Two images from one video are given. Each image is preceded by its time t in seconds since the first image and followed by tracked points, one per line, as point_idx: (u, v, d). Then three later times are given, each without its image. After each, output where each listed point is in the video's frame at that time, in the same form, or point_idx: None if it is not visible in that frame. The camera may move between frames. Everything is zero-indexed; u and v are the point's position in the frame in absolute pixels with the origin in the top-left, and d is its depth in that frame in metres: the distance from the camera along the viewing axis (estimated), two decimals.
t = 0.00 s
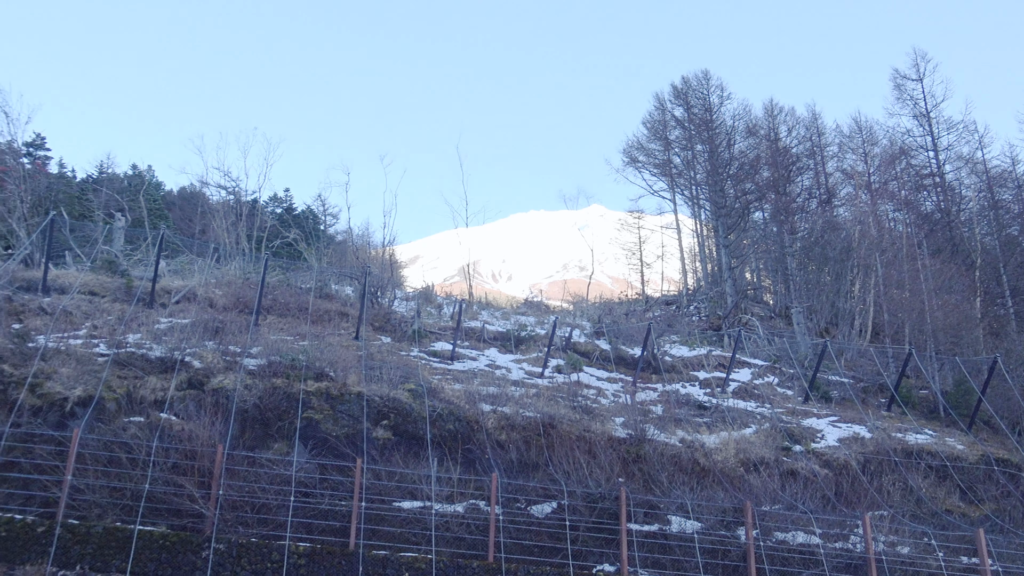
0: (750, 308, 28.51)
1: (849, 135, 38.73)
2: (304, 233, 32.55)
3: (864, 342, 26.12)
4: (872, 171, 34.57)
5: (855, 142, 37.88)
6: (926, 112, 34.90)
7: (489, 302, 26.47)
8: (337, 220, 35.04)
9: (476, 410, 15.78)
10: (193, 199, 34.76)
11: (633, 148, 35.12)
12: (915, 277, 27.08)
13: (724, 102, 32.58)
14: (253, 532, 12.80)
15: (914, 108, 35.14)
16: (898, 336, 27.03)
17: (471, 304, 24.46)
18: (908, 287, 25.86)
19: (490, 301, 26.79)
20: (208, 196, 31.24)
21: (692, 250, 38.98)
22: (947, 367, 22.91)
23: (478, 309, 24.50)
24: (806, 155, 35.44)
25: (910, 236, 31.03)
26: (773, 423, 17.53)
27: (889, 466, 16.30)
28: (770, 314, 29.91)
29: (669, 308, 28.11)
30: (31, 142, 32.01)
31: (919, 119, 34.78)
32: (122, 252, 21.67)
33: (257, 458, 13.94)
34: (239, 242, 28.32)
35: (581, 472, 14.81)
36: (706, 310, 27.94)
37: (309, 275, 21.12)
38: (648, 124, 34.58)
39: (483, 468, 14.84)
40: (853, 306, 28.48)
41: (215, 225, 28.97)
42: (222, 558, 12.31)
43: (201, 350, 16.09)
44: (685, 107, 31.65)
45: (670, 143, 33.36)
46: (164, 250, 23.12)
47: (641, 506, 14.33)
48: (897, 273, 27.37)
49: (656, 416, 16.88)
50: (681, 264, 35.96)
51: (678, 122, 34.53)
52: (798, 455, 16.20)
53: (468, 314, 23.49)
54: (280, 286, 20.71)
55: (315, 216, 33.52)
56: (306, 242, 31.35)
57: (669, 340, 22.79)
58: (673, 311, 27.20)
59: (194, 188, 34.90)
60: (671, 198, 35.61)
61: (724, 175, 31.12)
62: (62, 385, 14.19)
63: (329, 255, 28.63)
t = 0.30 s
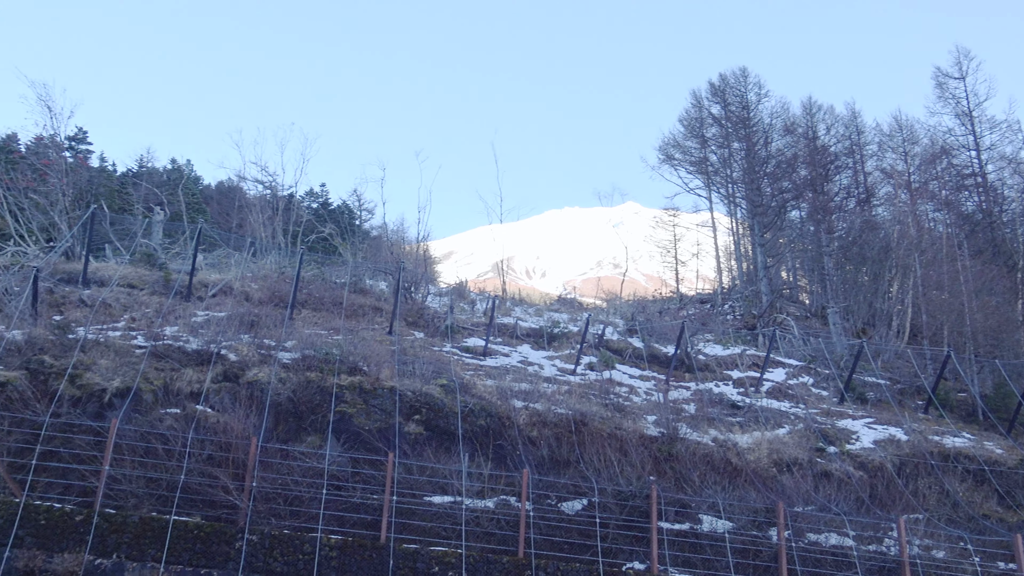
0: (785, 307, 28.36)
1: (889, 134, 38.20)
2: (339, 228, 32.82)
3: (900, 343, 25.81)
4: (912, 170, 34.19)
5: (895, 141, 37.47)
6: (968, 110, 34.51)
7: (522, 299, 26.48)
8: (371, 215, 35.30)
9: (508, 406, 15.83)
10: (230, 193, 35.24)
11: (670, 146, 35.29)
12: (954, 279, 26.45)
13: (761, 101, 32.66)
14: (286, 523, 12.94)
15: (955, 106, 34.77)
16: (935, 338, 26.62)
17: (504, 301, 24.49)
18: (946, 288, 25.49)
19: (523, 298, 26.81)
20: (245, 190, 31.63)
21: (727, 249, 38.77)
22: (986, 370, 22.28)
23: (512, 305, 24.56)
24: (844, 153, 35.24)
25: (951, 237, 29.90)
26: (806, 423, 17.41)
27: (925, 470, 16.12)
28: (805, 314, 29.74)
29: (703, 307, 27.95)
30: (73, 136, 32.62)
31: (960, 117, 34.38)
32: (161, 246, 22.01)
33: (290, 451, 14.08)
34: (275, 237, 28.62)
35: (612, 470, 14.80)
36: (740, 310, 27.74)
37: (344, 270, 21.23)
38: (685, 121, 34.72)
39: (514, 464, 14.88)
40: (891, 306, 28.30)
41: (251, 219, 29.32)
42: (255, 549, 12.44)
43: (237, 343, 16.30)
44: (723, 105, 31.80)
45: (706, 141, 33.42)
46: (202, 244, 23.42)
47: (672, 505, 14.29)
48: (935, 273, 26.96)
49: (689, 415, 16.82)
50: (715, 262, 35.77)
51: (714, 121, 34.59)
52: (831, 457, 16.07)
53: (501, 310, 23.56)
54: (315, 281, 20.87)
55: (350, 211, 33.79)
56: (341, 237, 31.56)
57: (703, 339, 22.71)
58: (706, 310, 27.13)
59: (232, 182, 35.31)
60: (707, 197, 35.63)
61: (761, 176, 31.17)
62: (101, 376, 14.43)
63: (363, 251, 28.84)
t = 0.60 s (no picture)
0: (811, 304, 28.30)
1: (919, 131, 38.05)
2: (365, 220, 32.99)
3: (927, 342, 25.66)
4: (942, 167, 34.19)
5: (925, 138, 37.29)
6: (999, 107, 34.34)
7: (546, 293, 26.51)
8: (397, 208, 35.48)
9: (531, 399, 15.89)
10: (258, 185, 35.59)
11: (697, 141, 35.50)
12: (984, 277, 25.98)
13: (789, 96, 32.44)
14: (310, 513, 13.05)
15: (987, 103, 34.55)
16: (963, 337, 26.40)
17: (529, 295, 24.54)
18: (974, 286, 25.30)
19: (547, 293, 26.83)
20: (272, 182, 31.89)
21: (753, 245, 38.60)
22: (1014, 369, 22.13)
23: (536, 299, 24.63)
24: (873, 149, 34.86)
25: (981, 233, 30.18)
26: (830, 421, 17.36)
27: (950, 469, 16.03)
28: (833, 312, 29.69)
29: (727, 303, 27.80)
30: (104, 128, 33.05)
31: (991, 115, 34.21)
32: (188, 237, 22.23)
33: (314, 441, 14.18)
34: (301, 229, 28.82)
35: (634, 464, 14.81)
36: (766, 307, 27.58)
37: (369, 262, 21.39)
38: (712, 117, 34.98)
39: (536, 458, 14.93)
40: (918, 304, 28.03)
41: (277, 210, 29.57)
42: (278, 538, 12.56)
43: (263, 333, 16.46)
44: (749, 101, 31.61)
45: (733, 137, 33.62)
46: (228, 235, 23.64)
47: (694, 501, 14.28)
48: (964, 271, 26.72)
49: (712, 411, 16.80)
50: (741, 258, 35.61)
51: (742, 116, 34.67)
52: (856, 454, 16.01)
53: (525, 304, 23.62)
54: (341, 273, 21.00)
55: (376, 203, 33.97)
56: (367, 230, 31.70)
57: (727, 335, 22.67)
58: (731, 306, 27.10)
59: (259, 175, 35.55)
60: (734, 192, 35.84)
61: (788, 172, 30.48)
62: (128, 364, 14.58)
63: (389, 244, 29.01)
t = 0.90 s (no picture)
0: (831, 300, 28.19)
1: (943, 126, 37.60)
2: (384, 208, 33.05)
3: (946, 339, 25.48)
4: (967, 164, 33.91)
5: (949, 133, 36.85)
6: None
7: (565, 284, 26.50)
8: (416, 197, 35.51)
9: (548, 391, 15.93)
10: (278, 172, 35.74)
11: (718, 134, 35.38)
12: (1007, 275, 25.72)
13: (813, 89, 31.98)
14: (325, 499, 13.14)
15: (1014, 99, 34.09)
16: (983, 335, 26.18)
17: (547, 286, 24.53)
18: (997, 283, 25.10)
19: (565, 284, 26.81)
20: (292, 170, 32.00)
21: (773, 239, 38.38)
22: None
23: (554, 290, 24.62)
24: (897, 144, 34.50)
25: (1005, 229, 29.97)
26: (848, 417, 17.30)
27: (968, 468, 15.94)
28: (852, 308, 29.56)
29: (747, 297, 27.65)
30: (127, 113, 33.26)
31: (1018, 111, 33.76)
32: (209, 223, 22.36)
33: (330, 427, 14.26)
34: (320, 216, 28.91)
35: (650, 457, 14.80)
36: (785, 301, 27.45)
37: (389, 250, 21.44)
38: (734, 110, 34.84)
39: (552, 449, 14.97)
40: (938, 301, 27.80)
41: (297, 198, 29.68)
42: (294, 523, 12.65)
43: (282, 320, 16.55)
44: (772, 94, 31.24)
45: (756, 130, 33.48)
46: (249, 222, 23.74)
47: (709, 495, 14.27)
48: (985, 269, 26.48)
49: (728, 405, 16.77)
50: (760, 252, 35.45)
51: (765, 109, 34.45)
52: (873, 451, 15.95)
53: (543, 295, 23.62)
54: (360, 261, 21.07)
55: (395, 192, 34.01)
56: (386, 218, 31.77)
57: (745, 329, 22.61)
58: (750, 299, 27.01)
59: (281, 162, 35.65)
60: (755, 185, 35.77)
61: (810, 166, 30.18)
62: (148, 349, 14.70)
63: (408, 233, 29.08)
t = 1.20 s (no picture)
0: (836, 295, 28.14)
1: (953, 123, 37.39)
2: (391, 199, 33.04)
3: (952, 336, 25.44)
4: (975, 160, 33.72)
5: (958, 130, 36.65)
6: None
7: (570, 276, 26.50)
8: (422, 187, 35.51)
9: (552, 382, 15.98)
10: (285, 162, 35.74)
11: (726, 128, 35.28)
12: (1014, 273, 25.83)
13: (822, 84, 31.86)
14: (328, 487, 13.20)
15: None
16: (989, 332, 26.10)
17: (552, 278, 24.52)
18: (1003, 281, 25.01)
19: (571, 276, 26.80)
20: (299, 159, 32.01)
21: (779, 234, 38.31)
22: None
23: (560, 282, 24.61)
24: (905, 140, 34.35)
25: (1012, 227, 29.85)
26: (851, 412, 17.31)
27: (972, 464, 15.93)
28: (857, 303, 29.52)
29: (752, 291, 27.58)
30: (135, 101, 33.29)
31: None
32: (216, 211, 22.39)
33: (334, 416, 14.32)
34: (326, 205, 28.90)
35: (653, 450, 14.83)
36: (790, 297, 27.40)
37: (395, 240, 21.49)
38: (743, 104, 34.76)
39: (555, 440, 15.00)
40: (944, 297, 27.73)
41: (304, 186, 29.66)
42: (297, 511, 12.71)
43: (287, 308, 16.61)
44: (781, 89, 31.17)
45: (764, 125, 33.36)
46: (256, 211, 23.77)
47: (711, 488, 14.32)
48: (992, 266, 26.40)
49: (732, 399, 16.81)
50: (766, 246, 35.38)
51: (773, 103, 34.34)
52: (876, 447, 15.96)
53: (548, 287, 23.62)
54: (366, 252, 21.09)
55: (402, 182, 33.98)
56: (392, 209, 31.75)
57: (750, 323, 22.61)
58: (755, 293, 26.99)
59: (288, 151, 35.62)
60: (763, 180, 35.64)
61: (819, 160, 29.98)
62: (154, 336, 14.76)
63: (414, 223, 29.07)
